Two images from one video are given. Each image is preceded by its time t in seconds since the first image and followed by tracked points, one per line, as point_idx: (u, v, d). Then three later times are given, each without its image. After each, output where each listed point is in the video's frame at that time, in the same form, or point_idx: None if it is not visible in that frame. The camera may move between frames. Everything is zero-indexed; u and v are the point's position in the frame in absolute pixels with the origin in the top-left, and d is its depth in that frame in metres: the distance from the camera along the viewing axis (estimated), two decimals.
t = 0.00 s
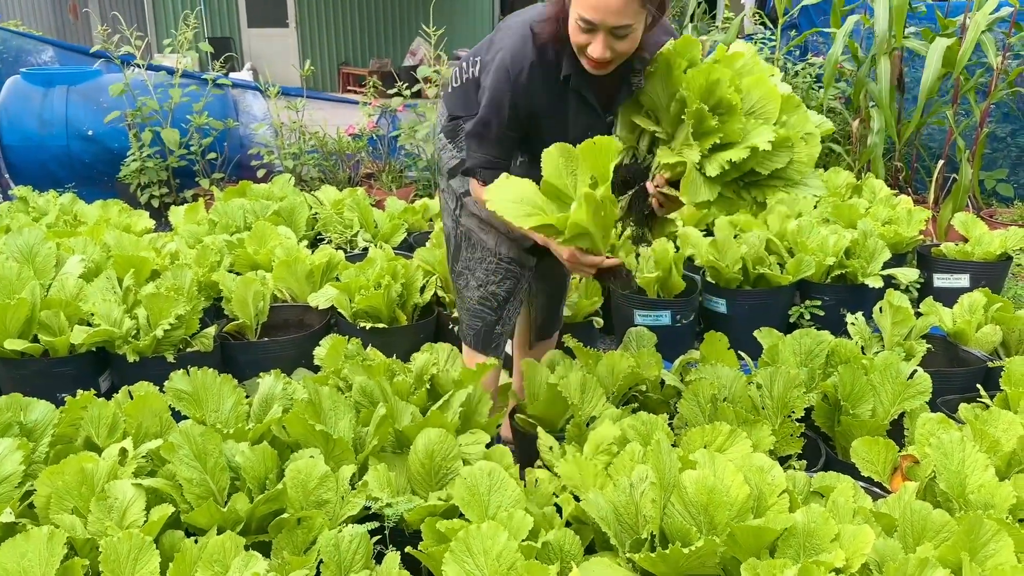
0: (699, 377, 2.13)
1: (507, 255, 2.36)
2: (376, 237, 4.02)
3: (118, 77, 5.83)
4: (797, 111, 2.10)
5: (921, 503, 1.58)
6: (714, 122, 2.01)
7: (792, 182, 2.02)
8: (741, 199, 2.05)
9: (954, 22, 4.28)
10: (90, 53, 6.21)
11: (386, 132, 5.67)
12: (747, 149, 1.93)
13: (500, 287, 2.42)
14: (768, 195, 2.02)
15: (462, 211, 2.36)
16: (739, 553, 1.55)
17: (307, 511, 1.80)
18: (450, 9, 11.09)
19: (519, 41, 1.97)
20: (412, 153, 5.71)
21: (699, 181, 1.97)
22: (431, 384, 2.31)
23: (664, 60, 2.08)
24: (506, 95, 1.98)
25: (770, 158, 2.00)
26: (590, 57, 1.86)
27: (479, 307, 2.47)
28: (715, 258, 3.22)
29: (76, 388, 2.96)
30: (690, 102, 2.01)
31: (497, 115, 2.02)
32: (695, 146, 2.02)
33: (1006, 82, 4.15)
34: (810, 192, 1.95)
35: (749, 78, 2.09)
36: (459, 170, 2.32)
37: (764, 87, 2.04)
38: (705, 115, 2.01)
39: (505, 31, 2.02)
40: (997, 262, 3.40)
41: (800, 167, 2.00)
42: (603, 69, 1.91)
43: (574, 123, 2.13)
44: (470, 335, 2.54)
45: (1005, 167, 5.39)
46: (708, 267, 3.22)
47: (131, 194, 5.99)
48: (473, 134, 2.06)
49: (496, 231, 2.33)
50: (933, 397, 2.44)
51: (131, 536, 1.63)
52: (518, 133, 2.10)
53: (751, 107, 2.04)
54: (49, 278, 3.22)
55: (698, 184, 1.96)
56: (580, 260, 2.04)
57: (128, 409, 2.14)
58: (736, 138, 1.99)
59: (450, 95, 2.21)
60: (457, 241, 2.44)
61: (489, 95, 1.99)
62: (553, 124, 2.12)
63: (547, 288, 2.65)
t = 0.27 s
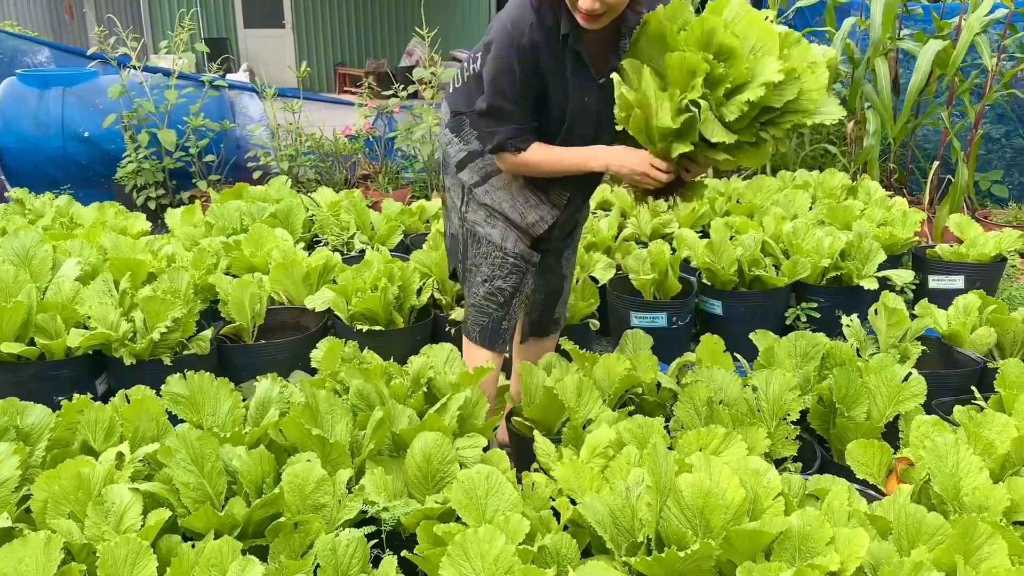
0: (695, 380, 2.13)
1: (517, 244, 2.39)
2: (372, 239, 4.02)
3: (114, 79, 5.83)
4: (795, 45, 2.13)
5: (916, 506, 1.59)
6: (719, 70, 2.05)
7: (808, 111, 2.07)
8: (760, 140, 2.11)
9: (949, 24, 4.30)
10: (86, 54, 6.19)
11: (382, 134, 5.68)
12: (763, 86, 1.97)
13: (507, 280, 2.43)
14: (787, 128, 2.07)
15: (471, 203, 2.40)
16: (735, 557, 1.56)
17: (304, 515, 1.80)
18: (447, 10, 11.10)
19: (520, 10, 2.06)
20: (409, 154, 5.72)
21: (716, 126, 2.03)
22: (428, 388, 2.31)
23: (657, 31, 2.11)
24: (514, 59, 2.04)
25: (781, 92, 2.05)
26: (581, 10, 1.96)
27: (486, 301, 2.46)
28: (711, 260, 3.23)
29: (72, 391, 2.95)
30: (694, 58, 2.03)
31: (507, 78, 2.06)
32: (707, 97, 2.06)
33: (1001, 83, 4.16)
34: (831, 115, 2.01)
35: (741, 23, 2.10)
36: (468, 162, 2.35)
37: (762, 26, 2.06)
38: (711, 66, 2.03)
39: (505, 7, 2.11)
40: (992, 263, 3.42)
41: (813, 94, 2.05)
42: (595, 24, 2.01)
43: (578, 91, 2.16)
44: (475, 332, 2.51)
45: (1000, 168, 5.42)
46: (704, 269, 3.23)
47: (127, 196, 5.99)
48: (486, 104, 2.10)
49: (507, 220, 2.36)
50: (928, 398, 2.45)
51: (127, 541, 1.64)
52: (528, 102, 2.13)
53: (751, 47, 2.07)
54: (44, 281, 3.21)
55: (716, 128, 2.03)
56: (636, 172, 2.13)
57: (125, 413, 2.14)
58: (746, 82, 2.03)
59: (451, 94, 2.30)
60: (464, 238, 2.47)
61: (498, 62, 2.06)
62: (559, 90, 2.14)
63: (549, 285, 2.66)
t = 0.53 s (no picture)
0: (693, 385, 2.14)
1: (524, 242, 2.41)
2: (370, 242, 4.03)
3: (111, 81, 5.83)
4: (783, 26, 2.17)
5: (911, 511, 1.60)
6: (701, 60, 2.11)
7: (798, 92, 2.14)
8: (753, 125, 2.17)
9: (945, 27, 4.32)
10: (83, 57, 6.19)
11: (379, 136, 5.69)
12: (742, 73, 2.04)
13: (518, 281, 2.45)
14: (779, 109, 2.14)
15: (475, 207, 2.42)
16: (733, 562, 1.57)
17: (304, 521, 1.81)
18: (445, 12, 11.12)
19: None
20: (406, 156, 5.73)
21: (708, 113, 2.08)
22: (427, 393, 2.33)
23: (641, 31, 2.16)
24: (518, 49, 2.05)
25: (767, 76, 2.12)
26: None
27: (499, 304, 2.46)
28: (708, 264, 3.25)
29: (71, 395, 2.96)
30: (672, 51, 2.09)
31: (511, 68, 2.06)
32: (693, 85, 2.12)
33: (997, 86, 4.19)
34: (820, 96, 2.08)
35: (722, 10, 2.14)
36: (470, 166, 2.37)
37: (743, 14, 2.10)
38: (691, 59, 2.10)
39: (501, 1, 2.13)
40: (987, 266, 3.44)
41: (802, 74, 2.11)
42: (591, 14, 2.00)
43: (575, 83, 2.19)
44: (492, 335, 2.51)
45: (996, 170, 5.45)
46: (701, 272, 3.24)
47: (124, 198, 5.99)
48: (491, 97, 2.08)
49: (513, 219, 2.38)
50: (924, 402, 2.47)
51: (128, 547, 1.64)
52: (530, 94, 2.14)
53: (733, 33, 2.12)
54: (43, 285, 3.22)
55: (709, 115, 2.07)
56: (648, 152, 2.13)
57: (124, 419, 2.15)
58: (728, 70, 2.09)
59: (450, 102, 2.34)
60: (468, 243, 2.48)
61: (501, 53, 2.06)
62: (557, 83, 2.17)
63: (556, 287, 2.64)
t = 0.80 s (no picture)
0: (693, 394, 2.16)
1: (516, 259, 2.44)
2: (370, 248, 4.05)
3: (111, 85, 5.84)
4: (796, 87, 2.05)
5: (910, 523, 1.62)
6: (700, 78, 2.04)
7: (781, 151, 2.01)
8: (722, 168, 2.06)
9: (943, 32, 4.34)
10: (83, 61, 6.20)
11: (379, 140, 5.70)
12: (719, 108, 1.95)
13: (509, 298, 2.47)
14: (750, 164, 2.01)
15: (469, 222, 2.44)
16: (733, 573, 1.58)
17: (307, 532, 1.82)
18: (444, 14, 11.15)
19: (511, 15, 2.10)
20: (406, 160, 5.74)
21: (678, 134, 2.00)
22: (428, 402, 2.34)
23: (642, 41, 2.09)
24: (508, 65, 2.08)
25: (755, 124, 2.01)
26: (566, 26, 1.97)
27: (490, 319, 2.48)
28: (707, 270, 3.26)
29: (74, 403, 2.97)
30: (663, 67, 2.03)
31: (501, 84, 2.09)
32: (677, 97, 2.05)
33: (994, 91, 4.20)
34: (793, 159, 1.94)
35: (738, 48, 2.07)
36: (465, 180, 2.39)
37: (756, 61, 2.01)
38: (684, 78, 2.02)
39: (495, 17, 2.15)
40: (985, 272, 3.46)
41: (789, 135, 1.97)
42: (580, 38, 2.01)
43: (565, 101, 2.21)
44: (482, 350, 2.52)
45: (993, 174, 5.48)
46: (700, 279, 3.26)
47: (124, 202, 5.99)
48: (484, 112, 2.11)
49: (505, 236, 2.41)
50: (922, 410, 2.49)
51: (134, 559, 1.66)
52: (522, 111, 2.17)
53: (740, 74, 2.03)
54: (45, 292, 3.23)
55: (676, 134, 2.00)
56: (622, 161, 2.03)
57: (128, 429, 2.16)
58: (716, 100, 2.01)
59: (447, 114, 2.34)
60: (461, 257, 2.49)
61: (491, 68, 2.09)
62: (547, 103, 2.20)
63: (548, 304, 2.67)
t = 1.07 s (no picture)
0: (698, 405, 2.17)
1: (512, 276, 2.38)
2: (374, 254, 4.06)
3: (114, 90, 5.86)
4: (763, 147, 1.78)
5: (914, 535, 1.63)
6: (656, 115, 1.80)
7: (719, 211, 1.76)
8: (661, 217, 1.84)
9: (943, 38, 4.35)
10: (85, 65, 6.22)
11: (381, 144, 5.72)
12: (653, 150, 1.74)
13: (506, 314, 2.43)
14: (684, 224, 1.78)
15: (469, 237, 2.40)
16: None
17: (317, 544, 1.84)
18: (445, 17, 11.17)
19: (490, 38, 2.05)
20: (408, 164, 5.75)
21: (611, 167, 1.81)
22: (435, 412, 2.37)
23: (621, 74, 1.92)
24: (479, 85, 2.02)
25: (699, 178, 1.78)
26: (534, 66, 1.85)
27: (487, 335, 2.47)
28: (710, 278, 3.28)
29: (81, 411, 2.99)
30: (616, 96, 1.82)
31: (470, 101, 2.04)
32: (620, 129, 1.82)
33: (995, 96, 4.22)
34: (725, 224, 1.70)
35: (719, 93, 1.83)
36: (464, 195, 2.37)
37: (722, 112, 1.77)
38: (634, 111, 1.81)
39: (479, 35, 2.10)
40: (987, 279, 3.48)
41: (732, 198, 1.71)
42: (550, 77, 1.88)
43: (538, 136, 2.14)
44: (478, 364, 2.53)
45: (993, 179, 5.50)
46: (703, 286, 3.28)
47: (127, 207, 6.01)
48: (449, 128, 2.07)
49: (501, 253, 2.35)
50: (925, 419, 2.51)
51: (146, 573, 1.67)
52: (492, 133, 2.11)
53: (700, 120, 1.78)
54: (52, 300, 3.25)
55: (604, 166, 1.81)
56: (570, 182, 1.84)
57: (137, 440, 2.17)
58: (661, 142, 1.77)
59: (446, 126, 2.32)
60: (462, 269, 2.47)
61: (464, 87, 2.04)
62: (516, 132, 2.13)
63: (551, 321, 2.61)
